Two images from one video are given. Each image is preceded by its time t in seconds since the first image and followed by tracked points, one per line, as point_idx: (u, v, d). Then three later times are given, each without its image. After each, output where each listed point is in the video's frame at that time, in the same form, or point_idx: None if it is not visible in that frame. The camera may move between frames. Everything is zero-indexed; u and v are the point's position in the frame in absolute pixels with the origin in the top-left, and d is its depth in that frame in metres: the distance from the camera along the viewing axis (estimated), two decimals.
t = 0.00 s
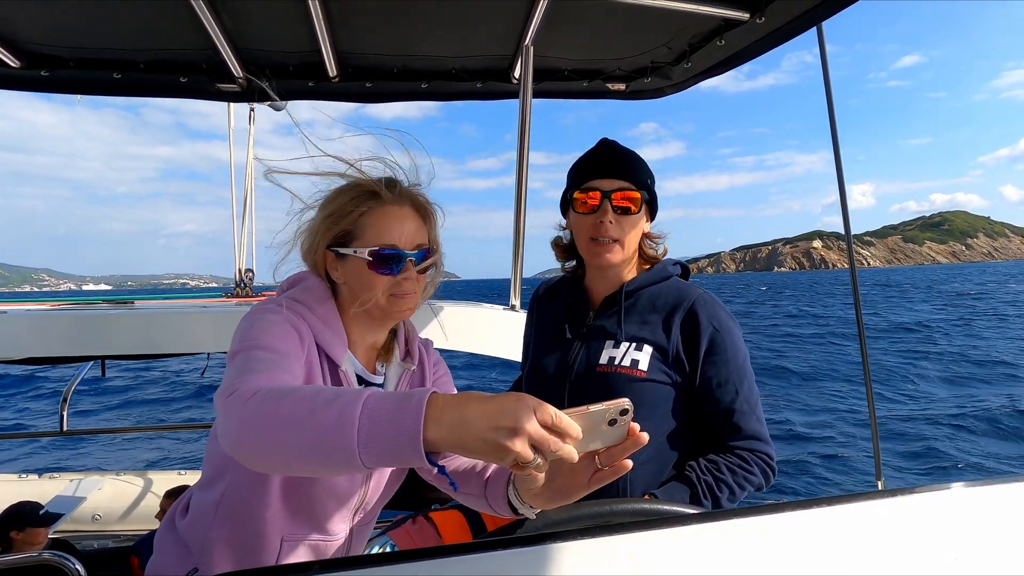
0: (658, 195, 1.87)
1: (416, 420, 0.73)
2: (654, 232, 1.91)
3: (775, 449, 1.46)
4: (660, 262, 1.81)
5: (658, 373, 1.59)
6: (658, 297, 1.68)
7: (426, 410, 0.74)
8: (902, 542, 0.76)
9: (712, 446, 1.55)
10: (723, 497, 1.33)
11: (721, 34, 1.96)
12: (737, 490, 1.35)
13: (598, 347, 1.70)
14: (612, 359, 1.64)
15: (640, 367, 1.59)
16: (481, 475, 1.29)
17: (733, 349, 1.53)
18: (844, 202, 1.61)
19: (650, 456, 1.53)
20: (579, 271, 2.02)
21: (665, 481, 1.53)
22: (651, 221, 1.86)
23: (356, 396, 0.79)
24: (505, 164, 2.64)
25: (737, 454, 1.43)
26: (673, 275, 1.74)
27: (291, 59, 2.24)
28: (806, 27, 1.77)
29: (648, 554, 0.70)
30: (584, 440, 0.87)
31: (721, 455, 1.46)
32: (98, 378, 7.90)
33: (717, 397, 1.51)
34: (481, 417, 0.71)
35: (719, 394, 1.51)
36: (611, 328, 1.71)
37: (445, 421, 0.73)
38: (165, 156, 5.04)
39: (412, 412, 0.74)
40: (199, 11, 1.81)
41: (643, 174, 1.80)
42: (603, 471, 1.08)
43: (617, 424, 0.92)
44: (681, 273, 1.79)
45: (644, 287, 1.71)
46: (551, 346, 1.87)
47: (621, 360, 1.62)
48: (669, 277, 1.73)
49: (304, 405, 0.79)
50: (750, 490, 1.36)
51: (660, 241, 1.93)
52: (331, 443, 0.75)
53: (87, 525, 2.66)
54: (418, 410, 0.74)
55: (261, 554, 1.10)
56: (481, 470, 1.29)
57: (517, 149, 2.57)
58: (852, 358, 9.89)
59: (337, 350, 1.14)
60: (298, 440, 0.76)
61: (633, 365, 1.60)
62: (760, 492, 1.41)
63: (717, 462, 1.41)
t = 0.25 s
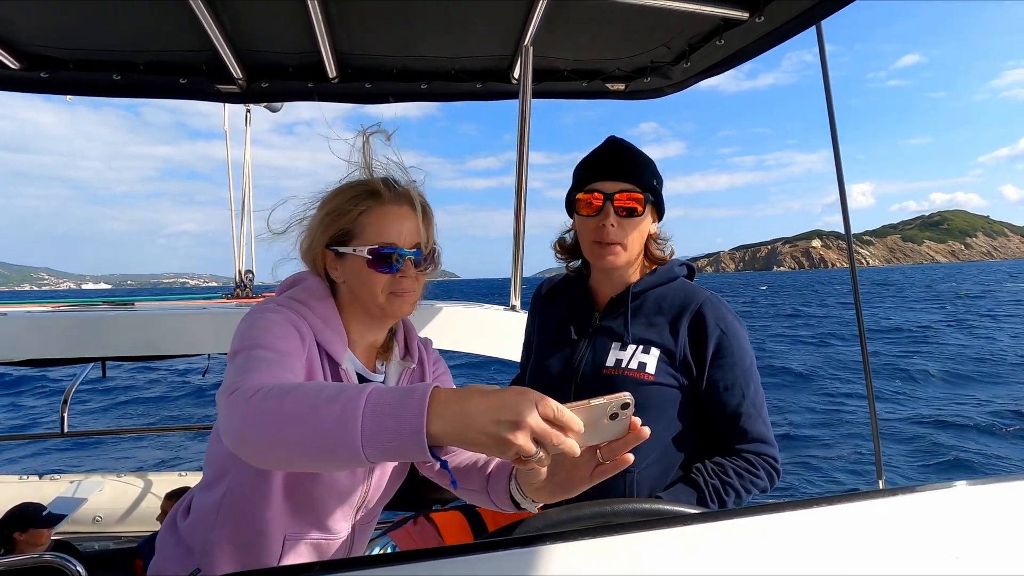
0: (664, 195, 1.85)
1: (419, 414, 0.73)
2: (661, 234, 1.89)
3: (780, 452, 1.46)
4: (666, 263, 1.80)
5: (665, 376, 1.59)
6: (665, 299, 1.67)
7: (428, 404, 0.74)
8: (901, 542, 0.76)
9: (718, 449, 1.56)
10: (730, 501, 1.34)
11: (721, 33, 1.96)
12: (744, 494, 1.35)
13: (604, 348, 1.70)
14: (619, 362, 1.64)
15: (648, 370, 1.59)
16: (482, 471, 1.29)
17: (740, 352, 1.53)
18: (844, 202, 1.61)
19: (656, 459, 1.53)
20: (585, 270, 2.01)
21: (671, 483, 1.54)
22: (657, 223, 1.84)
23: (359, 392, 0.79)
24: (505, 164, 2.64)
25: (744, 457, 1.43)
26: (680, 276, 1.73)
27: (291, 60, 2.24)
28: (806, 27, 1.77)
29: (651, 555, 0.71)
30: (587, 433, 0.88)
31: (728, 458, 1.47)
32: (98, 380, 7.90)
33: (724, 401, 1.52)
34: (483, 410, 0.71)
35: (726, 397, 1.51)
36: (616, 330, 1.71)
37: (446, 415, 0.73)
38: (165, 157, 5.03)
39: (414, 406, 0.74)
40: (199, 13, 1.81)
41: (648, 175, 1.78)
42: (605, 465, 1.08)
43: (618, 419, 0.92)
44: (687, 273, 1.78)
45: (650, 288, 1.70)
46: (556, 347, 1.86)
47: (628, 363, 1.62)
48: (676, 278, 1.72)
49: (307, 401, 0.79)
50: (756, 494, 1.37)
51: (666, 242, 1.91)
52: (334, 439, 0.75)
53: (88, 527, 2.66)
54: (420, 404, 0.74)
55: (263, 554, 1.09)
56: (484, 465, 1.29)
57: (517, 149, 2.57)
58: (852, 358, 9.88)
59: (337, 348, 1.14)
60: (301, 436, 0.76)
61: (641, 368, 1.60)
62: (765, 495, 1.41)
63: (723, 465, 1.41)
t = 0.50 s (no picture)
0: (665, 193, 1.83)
1: (411, 411, 0.73)
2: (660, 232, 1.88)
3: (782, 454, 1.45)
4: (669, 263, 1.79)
5: (666, 378, 1.59)
6: (666, 300, 1.67)
7: (420, 400, 0.74)
8: (899, 541, 0.76)
9: (720, 451, 1.55)
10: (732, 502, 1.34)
11: (720, 33, 1.96)
12: (745, 495, 1.35)
13: (605, 349, 1.70)
14: (620, 363, 1.64)
15: (649, 371, 1.59)
16: (477, 468, 1.30)
17: (742, 353, 1.53)
18: (844, 203, 1.61)
19: (656, 461, 1.53)
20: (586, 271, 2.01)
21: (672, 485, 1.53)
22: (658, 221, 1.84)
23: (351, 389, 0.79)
24: (505, 164, 2.65)
25: (745, 459, 1.43)
26: (682, 276, 1.73)
27: (290, 60, 2.24)
28: (805, 26, 1.77)
29: (649, 556, 0.70)
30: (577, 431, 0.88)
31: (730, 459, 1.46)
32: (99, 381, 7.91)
33: (726, 402, 1.51)
34: (474, 406, 0.71)
35: (728, 399, 1.51)
36: (617, 330, 1.70)
37: (438, 411, 0.73)
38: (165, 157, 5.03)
39: (406, 401, 0.74)
40: (199, 14, 1.82)
41: (649, 174, 1.77)
42: (597, 462, 1.08)
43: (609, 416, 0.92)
44: (689, 273, 1.78)
45: (652, 289, 1.69)
46: (556, 347, 1.86)
47: (629, 364, 1.62)
48: (677, 278, 1.72)
49: (300, 398, 0.79)
50: (758, 496, 1.36)
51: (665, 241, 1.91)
52: (327, 436, 0.75)
53: (88, 528, 2.66)
54: (412, 401, 0.74)
55: (260, 552, 1.09)
56: (478, 463, 1.29)
57: (516, 150, 2.57)
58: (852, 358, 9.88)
59: (333, 346, 1.14)
60: (294, 433, 0.76)
61: (642, 369, 1.60)
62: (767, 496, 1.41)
63: (724, 467, 1.41)
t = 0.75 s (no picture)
0: (643, 186, 1.78)
1: (385, 411, 0.73)
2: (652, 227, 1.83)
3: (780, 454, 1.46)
4: (667, 260, 1.76)
5: (662, 377, 1.58)
6: (663, 297, 1.65)
7: (393, 401, 0.74)
8: (899, 541, 0.75)
9: (718, 450, 1.56)
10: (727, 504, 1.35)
11: (720, 32, 1.96)
12: (741, 497, 1.37)
13: (602, 347, 1.69)
14: (616, 361, 1.63)
15: (644, 370, 1.58)
16: (459, 461, 1.30)
17: (739, 353, 1.53)
18: (843, 204, 1.60)
19: (654, 460, 1.54)
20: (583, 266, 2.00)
21: (670, 484, 1.55)
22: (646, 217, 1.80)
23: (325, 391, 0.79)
24: (505, 165, 2.65)
25: (742, 460, 1.44)
26: (681, 273, 1.70)
27: (289, 60, 2.24)
28: (805, 25, 1.77)
29: (649, 556, 0.70)
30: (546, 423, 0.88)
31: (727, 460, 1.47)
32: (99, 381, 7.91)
33: (723, 403, 1.51)
34: (446, 405, 0.71)
35: (725, 399, 1.51)
36: (614, 328, 1.69)
37: (411, 410, 0.73)
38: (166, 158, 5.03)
39: (379, 402, 0.74)
40: (198, 14, 1.82)
41: (615, 169, 1.77)
42: (569, 448, 1.07)
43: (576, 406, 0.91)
44: (688, 271, 1.75)
45: (649, 285, 1.67)
46: (553, 346, 1.85)
47: (625, 362, 1.61)
48: (675, 275, 1.69)
49: (275, 402, 0.79)
50: (754, 497, 1.37)
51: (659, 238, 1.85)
52: (303, 438, 0.75)
53: (88, 528, 2.66)
54: (386, 401, 0.74)
55: (252, 549, 1.09)
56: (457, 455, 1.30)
57: (516, 151, 2.57)
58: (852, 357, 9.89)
59: (319, 342, 1.14)
60: (271, 437, 0.77)
61: (637, 367, 1.59)
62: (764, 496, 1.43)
63: (722, 468, 1.42)
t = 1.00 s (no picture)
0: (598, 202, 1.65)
1: (332, 440, 0.80)
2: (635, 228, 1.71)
3: (768, 449, 1.30)
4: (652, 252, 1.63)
5: (630, 367, 1.49)
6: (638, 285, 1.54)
7: (338, 424, 0.81)
8: (897, 542, 0.75)
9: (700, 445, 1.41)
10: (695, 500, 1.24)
11: (719, 30, 1.96)
12: (711, 493, 1.24)
13: (579, 339, 1.64)
14: (588, 352, 1.57)
15: (612, 361, 1.50)
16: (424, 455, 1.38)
17: (713, 340, 1.37)
18: (844, 204, 1.60)
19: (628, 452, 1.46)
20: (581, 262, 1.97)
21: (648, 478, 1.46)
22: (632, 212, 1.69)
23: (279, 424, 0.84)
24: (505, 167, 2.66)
25: (717, 454, 1.30)
26: (661, 261, 1.57)
27: (289, 58, 2.24)
28: (805, 24, 1.77)
29: (646, 556, 0.70)
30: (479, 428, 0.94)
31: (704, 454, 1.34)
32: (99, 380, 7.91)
33: (697, 394, 1.37)
34: (388, 422, 0.80)
35: (699, 390, 1.37)
36: (592, 319, 1.63)
37: (357, 430, 0.80)
38: (166, 157, 5.03)
39: (326, 431, 0.81)
40: (197, 13, 1.82)
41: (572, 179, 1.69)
42: (508, 436, 1.19)
43: (500, 407, 0.95)
44: (679, 261, 1.60)
45: (623, 275, 1.59)
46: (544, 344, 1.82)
47: (594, 353, 1.55)
48: (655, 263, 1.56)
49: (232, 434, 0.84)
50: (725, 493, 1.25)
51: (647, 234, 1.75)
52: (259, 467, 0.82)
53: (88, 527, 2.66)
54: (332, 430, 0.80)
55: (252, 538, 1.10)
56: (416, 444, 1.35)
57: (515, 151, 2.57)
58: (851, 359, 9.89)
59: (295, 331, 1.16)
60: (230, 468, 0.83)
61: (605, 359, 1.51)
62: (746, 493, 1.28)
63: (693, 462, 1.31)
